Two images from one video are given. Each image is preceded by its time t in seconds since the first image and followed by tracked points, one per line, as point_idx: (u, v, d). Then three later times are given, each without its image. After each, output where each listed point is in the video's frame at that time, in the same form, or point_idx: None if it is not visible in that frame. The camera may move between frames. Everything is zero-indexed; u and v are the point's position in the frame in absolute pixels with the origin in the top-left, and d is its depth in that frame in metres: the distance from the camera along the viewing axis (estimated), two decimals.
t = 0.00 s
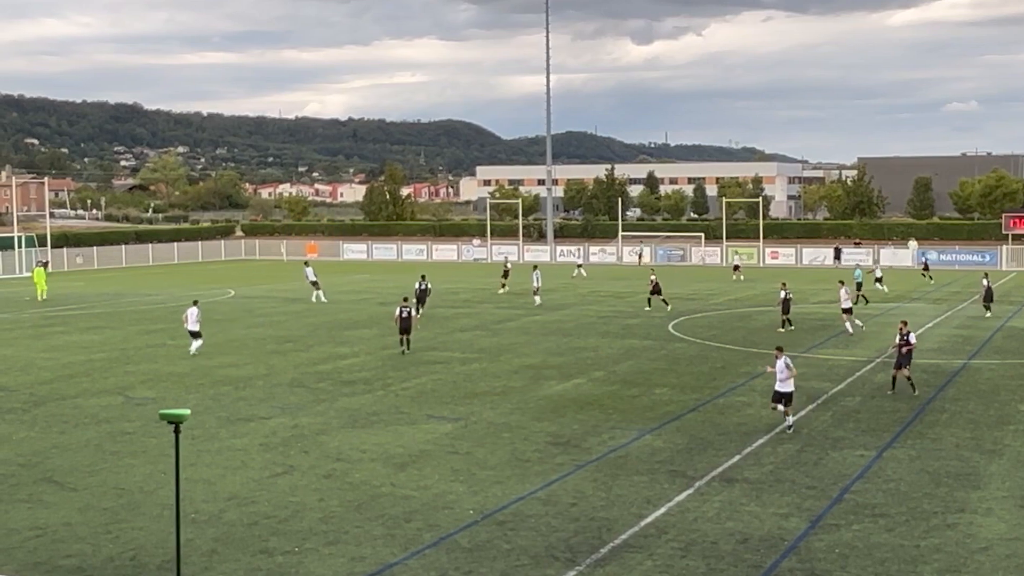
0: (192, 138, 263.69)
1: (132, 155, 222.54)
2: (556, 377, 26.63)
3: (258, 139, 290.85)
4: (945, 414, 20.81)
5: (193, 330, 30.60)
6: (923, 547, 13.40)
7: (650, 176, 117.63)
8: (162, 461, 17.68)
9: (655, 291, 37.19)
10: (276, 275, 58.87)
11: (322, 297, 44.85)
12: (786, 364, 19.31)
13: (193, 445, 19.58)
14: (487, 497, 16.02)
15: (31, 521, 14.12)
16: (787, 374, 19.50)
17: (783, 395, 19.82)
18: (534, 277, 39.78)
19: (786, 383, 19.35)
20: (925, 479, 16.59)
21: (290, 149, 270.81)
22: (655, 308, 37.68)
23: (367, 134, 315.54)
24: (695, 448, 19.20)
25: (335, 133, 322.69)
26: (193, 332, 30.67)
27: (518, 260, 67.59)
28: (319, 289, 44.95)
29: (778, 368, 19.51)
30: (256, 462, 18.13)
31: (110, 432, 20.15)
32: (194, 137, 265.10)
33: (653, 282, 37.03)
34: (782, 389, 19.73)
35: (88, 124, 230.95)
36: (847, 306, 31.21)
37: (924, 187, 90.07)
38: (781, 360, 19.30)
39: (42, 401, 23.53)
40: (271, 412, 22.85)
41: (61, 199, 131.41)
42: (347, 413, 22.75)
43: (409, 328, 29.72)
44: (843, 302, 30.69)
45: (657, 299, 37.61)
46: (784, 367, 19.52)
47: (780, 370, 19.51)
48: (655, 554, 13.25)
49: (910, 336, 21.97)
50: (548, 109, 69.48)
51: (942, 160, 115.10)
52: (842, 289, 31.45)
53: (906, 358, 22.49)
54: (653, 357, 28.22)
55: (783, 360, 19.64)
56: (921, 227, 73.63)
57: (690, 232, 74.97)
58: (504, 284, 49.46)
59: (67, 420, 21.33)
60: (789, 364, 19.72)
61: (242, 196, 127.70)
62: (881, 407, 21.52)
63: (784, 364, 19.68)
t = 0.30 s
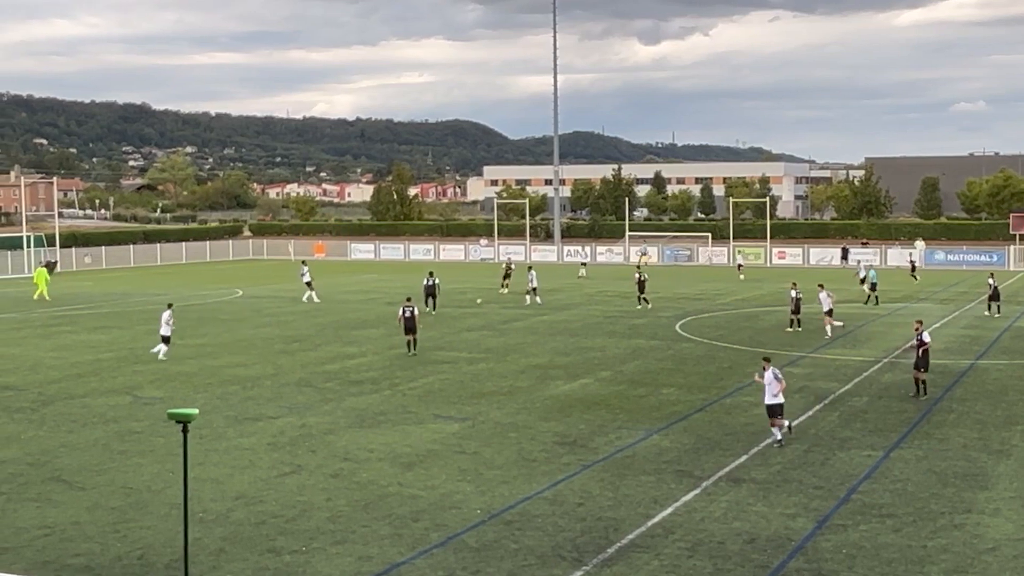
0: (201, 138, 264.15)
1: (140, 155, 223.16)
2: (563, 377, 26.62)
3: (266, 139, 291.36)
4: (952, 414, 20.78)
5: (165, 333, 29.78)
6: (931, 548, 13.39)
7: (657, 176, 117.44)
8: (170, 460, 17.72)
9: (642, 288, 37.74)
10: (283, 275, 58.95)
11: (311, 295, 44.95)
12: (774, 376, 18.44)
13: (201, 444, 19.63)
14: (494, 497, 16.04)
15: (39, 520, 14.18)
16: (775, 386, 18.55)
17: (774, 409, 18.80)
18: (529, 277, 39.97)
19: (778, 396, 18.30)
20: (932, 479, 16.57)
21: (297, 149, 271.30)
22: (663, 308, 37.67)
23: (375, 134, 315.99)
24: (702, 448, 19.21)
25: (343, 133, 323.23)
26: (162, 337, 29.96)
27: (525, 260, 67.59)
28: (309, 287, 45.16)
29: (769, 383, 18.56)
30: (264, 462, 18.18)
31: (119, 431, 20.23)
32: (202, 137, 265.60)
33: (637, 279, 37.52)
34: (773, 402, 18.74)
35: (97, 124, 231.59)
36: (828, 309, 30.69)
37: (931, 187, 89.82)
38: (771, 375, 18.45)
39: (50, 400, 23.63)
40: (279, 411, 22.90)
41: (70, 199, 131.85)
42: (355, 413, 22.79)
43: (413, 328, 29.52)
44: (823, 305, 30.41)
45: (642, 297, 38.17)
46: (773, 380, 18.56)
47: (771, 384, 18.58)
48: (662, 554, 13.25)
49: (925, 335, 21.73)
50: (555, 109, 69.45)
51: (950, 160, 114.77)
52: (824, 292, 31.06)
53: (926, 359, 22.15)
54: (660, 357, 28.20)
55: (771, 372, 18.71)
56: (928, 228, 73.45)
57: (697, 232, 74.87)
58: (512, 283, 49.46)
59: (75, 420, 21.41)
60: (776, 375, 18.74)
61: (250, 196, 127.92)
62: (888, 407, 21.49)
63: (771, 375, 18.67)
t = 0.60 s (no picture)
0: (219, 138, 265.45)
1: (159, 154, 224.32)
2: (579, 377, 26.66)
3: (284, 139, 292.42)
4: (970, 414, 20.70)
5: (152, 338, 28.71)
6: (947, 549, 13.36)
7: (673, 176, 117.25)
8: (189, 460, 17.88)
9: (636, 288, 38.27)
10: (300, 275, 59.19)
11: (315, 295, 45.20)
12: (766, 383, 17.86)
13: (219, 443, 19.77)
14: (510, 496, 16.09)
15: (59, 518, 14.33)
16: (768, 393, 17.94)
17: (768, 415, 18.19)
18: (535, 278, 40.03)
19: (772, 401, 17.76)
20: (949, 480, 16.52)
21: (314, 150, 272.16)
22: (679, 308, 37.64)
23: (392, 134, 316.63)
24: (718, 448, 19.22)
25: (360, 132, 324.06)
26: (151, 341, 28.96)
27: (541, 259, 67.61)
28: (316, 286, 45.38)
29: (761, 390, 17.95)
30: (282, 461, 18.30)
31: (138, 430, 20.41)
32: (221, 137, 266.90)
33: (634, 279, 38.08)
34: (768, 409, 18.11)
35: (117, 124, 232.96)
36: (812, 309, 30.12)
37: (948, 187, 89.34)
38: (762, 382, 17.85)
39: (70, 399, 23.86)
40: (297, 411, 23.05)
41: (89, 199, 132.66)
42: (372, 412, 22.92)
43: (427, 330, 29.39)
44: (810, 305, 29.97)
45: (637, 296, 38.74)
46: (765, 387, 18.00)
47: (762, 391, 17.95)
48: (677, 554, 13.29)
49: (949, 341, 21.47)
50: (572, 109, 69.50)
51: (967, 160, 114.11)
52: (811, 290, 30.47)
53: (951, 363, 21.78)
54: (676, 357, 28.20)
55: (765, 378, 18.23)
56: (945, 228, 73.11)
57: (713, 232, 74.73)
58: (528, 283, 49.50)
59: (95, 418, 21.61)
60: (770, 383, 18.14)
61: (268, 196, 128.43)
62: (905, 408, 21.43)
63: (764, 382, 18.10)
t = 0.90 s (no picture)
0: (254, 138, 267.51)
1: (195, 155, 226.52)
2: (609, 376, 26.70)
3: (317, 140, 294.06)
4: (1003, 416, 20.53)
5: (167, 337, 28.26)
6: (979, 551, 13.30)
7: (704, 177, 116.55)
8: (223, 457, 18.14)
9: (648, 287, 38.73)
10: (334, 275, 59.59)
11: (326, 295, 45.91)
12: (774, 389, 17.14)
13: (253, 440, 20.04)
14: (540, 496, 16.20)
15: (96, 514, 14.62)
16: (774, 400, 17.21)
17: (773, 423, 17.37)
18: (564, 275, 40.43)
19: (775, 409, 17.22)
20: (981, 482, 16.41)
21: (347, 150, 273.74)
22: (709, 308, 37.58)
23: (424, 134, 317.69)
24: (749, 449, 19.21)
25: (393, 132, 325.45)
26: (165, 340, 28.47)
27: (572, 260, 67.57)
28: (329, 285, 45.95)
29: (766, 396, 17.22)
30: (315, 459, 18.53)
31: (173, 427, 20.72)
32: (256, 137, 268.97)
33: (646, 277, 38.78)
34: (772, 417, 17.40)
35: (153, 124, 235.35)
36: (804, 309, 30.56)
37: (981, 187, 88.26)
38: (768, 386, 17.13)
39: (107, 396, 24.26)
40: (329, 409, 23.30)
41: (126, 199, 134.20)
42: (404, 411, 23.12)
43: (455, 331, 29.43)
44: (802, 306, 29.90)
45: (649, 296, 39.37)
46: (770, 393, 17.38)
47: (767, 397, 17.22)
48: (708, 554, 13.33)
49: (986, 343, 21.27)
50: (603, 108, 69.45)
51: (1000, 159, 112.62)
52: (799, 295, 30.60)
53: (988, 366, 21.57)
54: (707, 357, 28.16)
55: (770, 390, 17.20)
56: (979, 228, 72.28)
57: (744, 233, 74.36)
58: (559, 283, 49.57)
59: (131, 415, 21.98)
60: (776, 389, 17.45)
61: (302, 195, 129.25)
62: (938, 409, 21.29)
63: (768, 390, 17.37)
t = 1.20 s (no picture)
0: (301, 138, 270.08)
1: (244, 155, 229.32)
2: (652, 376, 26.74)
3: (364, 140, 296.13)
4: None
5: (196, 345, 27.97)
6: None
7: (748, 177, 115.69)
8: (270, 454, 18.47)
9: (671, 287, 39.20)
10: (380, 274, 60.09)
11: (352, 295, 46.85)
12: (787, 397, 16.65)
13: (300, 438, 20.37)
14: (583, 495, 16.32)
15: (147, 509, 14.99)
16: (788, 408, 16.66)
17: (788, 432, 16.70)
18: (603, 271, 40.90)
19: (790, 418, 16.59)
20: None
21: (392, 150, 275.40)
22: (753, 308, 37.41)
23: (469, 133, 318.66)
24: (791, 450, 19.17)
25: (438, 132, 326.79)
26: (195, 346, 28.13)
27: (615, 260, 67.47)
28: (356, 284, 46.84)
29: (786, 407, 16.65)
30: (361, 456, 18.81)
31: (221, 424, 21.14)
32: (303, 137, 271.51)
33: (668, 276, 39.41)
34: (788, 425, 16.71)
35: (203, 125, 238.56)
36: (811, 310, 30.56)
37: None
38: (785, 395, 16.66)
39: (158, 393, 24.79)
40: (374, 407, 23.61)
41: (176, 198, 136.17)
42: (447, 409, 23.35)
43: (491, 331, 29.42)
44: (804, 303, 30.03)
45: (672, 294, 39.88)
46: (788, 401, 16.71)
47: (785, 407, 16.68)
48: (750, 555, 13.37)
49: None
50: (647, 108, 69.25)
51: None
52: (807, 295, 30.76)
53: None
54: (750, 357, 28.09)
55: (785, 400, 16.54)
56: None
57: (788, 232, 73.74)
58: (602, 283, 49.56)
59: (181, 412, 22.43)
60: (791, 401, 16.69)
61: (348, 195, 130.28)
62: (983, 411, 21.07)
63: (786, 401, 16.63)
